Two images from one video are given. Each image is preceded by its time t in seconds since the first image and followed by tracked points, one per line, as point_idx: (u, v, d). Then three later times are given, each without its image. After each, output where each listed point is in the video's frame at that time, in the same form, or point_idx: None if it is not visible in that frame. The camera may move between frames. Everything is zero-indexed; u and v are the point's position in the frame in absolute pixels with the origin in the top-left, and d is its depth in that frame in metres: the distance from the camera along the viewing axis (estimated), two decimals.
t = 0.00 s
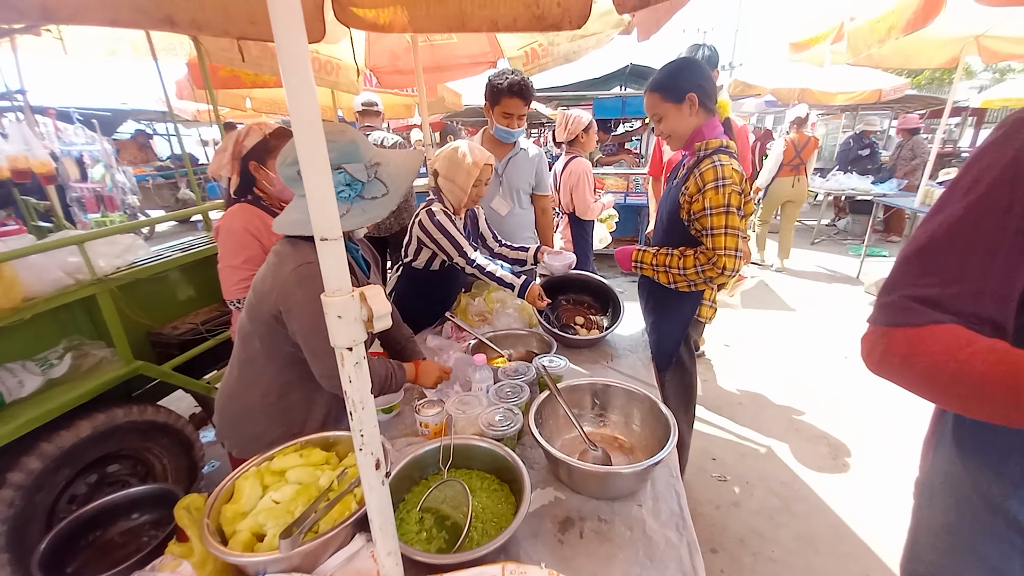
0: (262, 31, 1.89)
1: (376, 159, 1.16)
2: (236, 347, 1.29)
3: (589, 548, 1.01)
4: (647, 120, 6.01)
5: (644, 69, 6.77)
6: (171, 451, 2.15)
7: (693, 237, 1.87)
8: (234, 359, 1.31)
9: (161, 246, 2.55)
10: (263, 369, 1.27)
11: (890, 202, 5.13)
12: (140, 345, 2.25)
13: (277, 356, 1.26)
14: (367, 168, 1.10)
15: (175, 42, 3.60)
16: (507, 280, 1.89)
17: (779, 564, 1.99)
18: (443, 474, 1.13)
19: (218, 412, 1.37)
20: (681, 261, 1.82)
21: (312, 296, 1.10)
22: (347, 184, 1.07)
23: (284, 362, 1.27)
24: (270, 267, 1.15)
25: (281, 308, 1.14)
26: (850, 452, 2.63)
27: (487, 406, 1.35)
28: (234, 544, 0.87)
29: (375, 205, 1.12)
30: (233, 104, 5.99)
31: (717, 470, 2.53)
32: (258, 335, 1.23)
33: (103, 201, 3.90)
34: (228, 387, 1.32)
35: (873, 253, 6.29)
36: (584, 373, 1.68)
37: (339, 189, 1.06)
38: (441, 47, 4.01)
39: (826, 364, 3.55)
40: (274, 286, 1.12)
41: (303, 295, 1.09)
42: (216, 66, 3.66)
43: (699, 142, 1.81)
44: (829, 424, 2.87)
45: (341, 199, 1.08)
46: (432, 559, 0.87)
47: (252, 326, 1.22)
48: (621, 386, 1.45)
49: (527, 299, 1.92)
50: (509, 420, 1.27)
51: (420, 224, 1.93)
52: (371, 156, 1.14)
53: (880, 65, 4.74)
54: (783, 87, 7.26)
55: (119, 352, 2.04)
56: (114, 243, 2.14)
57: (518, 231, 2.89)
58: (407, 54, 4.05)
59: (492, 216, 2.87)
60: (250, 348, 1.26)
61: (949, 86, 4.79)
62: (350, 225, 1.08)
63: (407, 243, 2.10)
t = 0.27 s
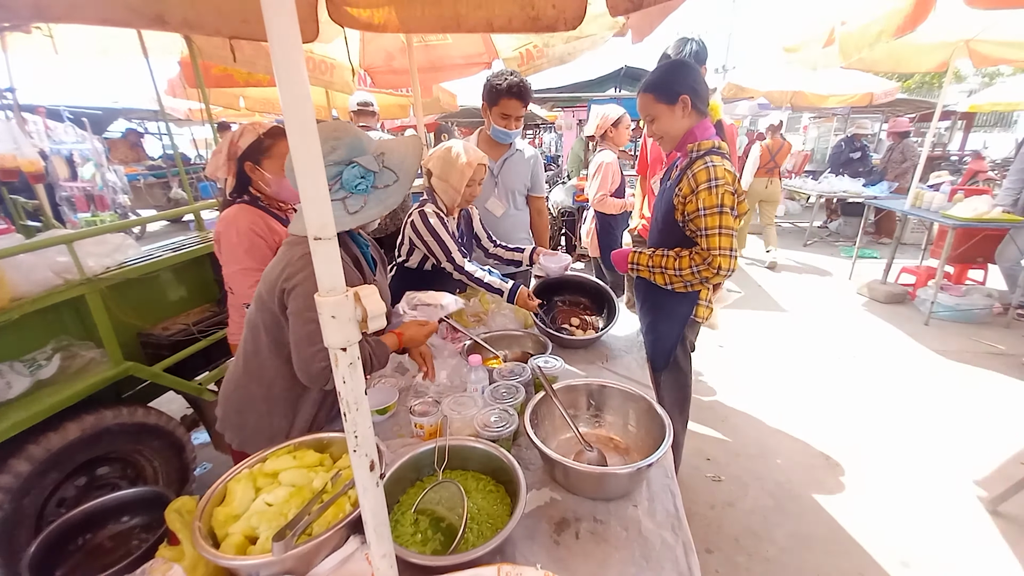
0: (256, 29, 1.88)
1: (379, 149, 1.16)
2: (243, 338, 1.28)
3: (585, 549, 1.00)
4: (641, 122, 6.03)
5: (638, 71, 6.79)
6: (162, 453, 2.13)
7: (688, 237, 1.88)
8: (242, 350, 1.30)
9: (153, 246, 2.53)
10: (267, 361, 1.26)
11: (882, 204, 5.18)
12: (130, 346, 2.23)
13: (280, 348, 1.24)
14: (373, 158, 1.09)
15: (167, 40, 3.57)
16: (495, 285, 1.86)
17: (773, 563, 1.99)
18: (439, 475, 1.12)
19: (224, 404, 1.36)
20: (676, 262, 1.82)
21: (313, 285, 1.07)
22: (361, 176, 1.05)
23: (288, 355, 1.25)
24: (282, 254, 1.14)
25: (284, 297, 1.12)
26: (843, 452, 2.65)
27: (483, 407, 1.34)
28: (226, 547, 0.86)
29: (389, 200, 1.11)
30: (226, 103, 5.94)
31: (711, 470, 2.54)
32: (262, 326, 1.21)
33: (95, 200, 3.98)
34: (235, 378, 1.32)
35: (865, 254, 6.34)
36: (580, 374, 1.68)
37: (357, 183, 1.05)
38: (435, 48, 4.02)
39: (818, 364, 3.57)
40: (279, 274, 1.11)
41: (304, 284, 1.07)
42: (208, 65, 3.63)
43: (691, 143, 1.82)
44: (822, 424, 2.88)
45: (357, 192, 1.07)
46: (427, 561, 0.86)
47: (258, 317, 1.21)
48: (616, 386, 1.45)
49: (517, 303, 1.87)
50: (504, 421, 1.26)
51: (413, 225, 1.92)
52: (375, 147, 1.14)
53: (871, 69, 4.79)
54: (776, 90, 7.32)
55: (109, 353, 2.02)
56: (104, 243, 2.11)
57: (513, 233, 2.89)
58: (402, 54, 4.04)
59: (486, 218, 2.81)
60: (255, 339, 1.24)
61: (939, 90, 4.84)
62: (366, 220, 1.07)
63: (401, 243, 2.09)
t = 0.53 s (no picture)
0: (252, 26, 1.86)
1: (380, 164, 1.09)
2: (235, 337, 1.27)
3: (582, 547, 1.01)
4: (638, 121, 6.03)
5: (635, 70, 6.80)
6: (157, 453, 2.12)
7: (685, 235, 1.88)
8: (235, 349, 1.29)
9: (148, 244, 2.51)
10: (260, 360, 1.25)
11: (877, 203, 5.20)
12: (125, 344, 2.21)
13: (272, 346, 1.23)
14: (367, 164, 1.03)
15: (162, 37, 3.54)
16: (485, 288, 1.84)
17: (769, 561, 2.00)
18: (436, 474, 1.12)
19: (219, 405, 1.35)
20: (673, 261, 1.83)
21: (303, 284, 1.05)
22: (343, 174, 0.98)
23: (280, 353, 1.24)
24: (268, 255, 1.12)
25: (274, 297, 1.10)
26: (839, 450, 2.66)
27: (480, 405, 1.34)
28: (222, 547, 0.85)
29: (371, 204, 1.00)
30: (222, 101, 5.91)
31: (708, 468, 2.55)
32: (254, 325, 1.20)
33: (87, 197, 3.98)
34: (228, 378, 1.31)
35: (860, 253, 6.38)
36: (577, 371, 1.68)
37: (334, 177, 0.97)
38: (432, 46, 3.95)
39: (815, 362, 3.58)
40: (268, 273, 1.09)
41: (294, 282, 1.05)
42: (204, 62, 3.61)
43: (687, 141, 1.82)
44: (818, 422, 2.90)
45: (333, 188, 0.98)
46: (425, 560, 0.86)
47: (249, 315, 1.19)
48: (614, 384, 1.45)
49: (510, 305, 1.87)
50: (502, 420, 1.26)
51: (406, 223, 1.92)
52: (376, 160, 1.08)
53: (868, 69, 4.80)
54: (772, 89, 7.34)
55: (104, 352, 2.01)
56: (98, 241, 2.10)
57: (511, 232, 2.88)
58: (399, 52, 4.03)
59: (484, 216, 2.82)
60: (247, 338, 1.23)
61: (934, 90, 4.86)
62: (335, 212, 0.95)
63: (394, 241, 2.09)
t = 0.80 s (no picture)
0: (248, 23, 1.85)
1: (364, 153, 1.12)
2: (225, 337, 1.26)
3: (580, 545, 1.00)
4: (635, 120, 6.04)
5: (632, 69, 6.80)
6: (152, 453, 2.10)
7: (684, 234, 1.88)
8: (224, 351, 1.28)
9: (143, 243, 2.50)
10: (250, 360, 1.24)
11: (873, 202, 5.22)
12: (120, 344, 2.20)
13: (262, 346, 1.22)
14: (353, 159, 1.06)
15: (157, 34, 3.52)
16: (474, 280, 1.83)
17: (766, 558, 2.01)
18: (434, 473, 1.12)
19: (208, 409, 1.33)
20: (672, 259, 1.83)
21: (291, 283, 1.05)
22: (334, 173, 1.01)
23: (270, 352, 1.24)
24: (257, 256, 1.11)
25: (263, 297, 1.10)
26: (835, 448, 2.67)
27: (478, 404, 1.34)
28: (218, 547, 0.84)
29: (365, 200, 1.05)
30: (218, 99, 5.89)
31: (705, 466, 2.55)
32: (243, 325, 1.19)
33: (80, 196, 4.03)
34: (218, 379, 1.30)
35: (856, 252, 6.40)
36: (574, 370, 1.68)
37: (325, 178, 1.01)
38: (429, 44, 3.88)
39: (805, 360, 3.61)
40: (257, 273, 1.08)
41: (282, 281, 1.05)
42: (200, 60, 3.60)
43: (685, 140, 1.82)
44: (814, 421, 2.91)
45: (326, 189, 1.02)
46: (422, 559, 0.86)
47: (239, 315, 1.19)
48: (611, 383, 1.45)
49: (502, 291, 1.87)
50: (500, 419, 1.26)
51: (399, 220, 1.94)
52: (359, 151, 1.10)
53: (864, 69, 4.81)
54: (768, 88, 7.36)
55: (98, 351, 2.00)
56: (92, 240, 2.09)
57: (508, 231, 2.87)
58: (396, 51, 4.02)
59: (481, 214, 2.83)
60: (237, 338, 1.23)
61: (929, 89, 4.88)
62: (334, 215, 0.99)
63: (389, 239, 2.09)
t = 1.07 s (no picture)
0: (244, 23, 1.85)
1: (341, 139, 1.13)
2: (214, 341, 1.25)
3: (577, 546, 1.00)
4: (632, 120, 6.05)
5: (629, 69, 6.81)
6: (148, 455, 2.09)
7: (681, 234, 1.88)
8: (213, 355, 1.27)
9: (138, 243, 2.48)
10: (239, 363, 1.24)
11: (868, 202, 5.24)
12: (115, 345, 2.19)
13: (252, 348, 1.22)
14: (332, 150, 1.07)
15: (152, 34, 3.51)
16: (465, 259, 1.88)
17: (763, 558, 2.01)
18: (430, 474, 1.11)
19: (197, 413, 1.32)
20: (670, 260, 1.83)
21: (282, 288, 1.05)
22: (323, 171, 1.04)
23: (261, 354, 1.24)
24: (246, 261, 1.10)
25: (253, 302, 1.10)
26: (831, 447, 2.68)
27: (475, 405, 1.33)
28: (213, 549, 0.84)
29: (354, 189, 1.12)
30: (214, 99, 5.87)
31: (702, 466, 2.55)
32: (234, 328, 1.19)
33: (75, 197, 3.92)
34: (208, 381, 1.29)
35: (852, 252, 6.43)
36: (571, 370, 1.68)
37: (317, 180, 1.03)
38: (426, 44, 3.92)
39: (802, 360, 3.62)
40: (247, 278, 1.08)
41: (272, 286, 1.05)
42: (196, 60, 3.58)
43: (682, 140, 1.83)
44: (810, 420, 2.92)
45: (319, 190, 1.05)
46: (419, 561, 0.86)
47: (228, 318, 1.18)
48: (609, 383, 1.45)
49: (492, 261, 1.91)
50: (497, 419, 1.26)
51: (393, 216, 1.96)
52: (331, 137, 1.11)
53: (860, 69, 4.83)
54: (764, 89, 7.39)
55: (93, 352, 1.99)
56: (87, 241, 2.07)
57: (505, 231, 2.87)
58: (393, 51, 4.01)
59: (478, 215, 2.83)
60: (227, 341, 1.22)
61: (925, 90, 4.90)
62: (331, 213, 1.07)
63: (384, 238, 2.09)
